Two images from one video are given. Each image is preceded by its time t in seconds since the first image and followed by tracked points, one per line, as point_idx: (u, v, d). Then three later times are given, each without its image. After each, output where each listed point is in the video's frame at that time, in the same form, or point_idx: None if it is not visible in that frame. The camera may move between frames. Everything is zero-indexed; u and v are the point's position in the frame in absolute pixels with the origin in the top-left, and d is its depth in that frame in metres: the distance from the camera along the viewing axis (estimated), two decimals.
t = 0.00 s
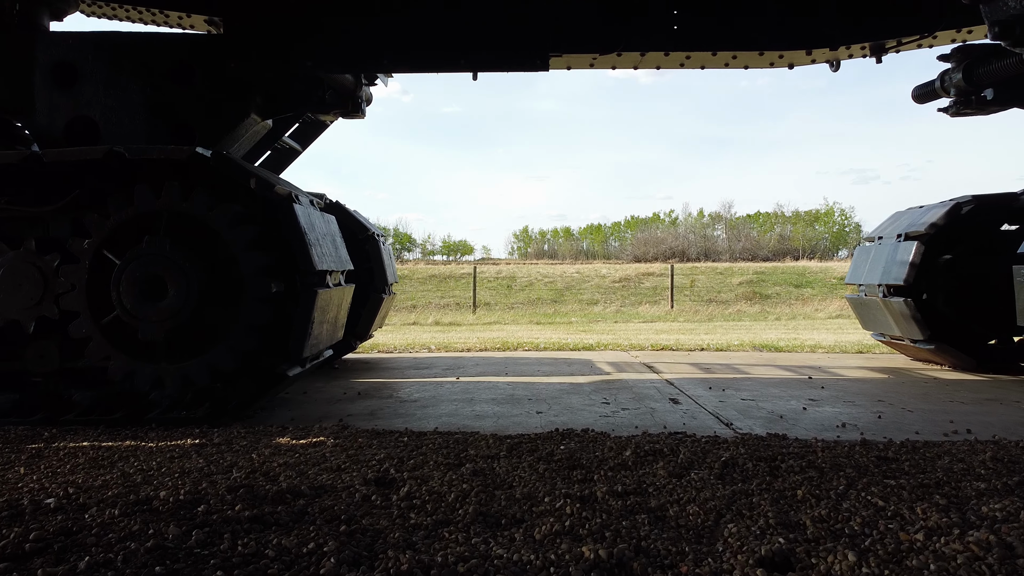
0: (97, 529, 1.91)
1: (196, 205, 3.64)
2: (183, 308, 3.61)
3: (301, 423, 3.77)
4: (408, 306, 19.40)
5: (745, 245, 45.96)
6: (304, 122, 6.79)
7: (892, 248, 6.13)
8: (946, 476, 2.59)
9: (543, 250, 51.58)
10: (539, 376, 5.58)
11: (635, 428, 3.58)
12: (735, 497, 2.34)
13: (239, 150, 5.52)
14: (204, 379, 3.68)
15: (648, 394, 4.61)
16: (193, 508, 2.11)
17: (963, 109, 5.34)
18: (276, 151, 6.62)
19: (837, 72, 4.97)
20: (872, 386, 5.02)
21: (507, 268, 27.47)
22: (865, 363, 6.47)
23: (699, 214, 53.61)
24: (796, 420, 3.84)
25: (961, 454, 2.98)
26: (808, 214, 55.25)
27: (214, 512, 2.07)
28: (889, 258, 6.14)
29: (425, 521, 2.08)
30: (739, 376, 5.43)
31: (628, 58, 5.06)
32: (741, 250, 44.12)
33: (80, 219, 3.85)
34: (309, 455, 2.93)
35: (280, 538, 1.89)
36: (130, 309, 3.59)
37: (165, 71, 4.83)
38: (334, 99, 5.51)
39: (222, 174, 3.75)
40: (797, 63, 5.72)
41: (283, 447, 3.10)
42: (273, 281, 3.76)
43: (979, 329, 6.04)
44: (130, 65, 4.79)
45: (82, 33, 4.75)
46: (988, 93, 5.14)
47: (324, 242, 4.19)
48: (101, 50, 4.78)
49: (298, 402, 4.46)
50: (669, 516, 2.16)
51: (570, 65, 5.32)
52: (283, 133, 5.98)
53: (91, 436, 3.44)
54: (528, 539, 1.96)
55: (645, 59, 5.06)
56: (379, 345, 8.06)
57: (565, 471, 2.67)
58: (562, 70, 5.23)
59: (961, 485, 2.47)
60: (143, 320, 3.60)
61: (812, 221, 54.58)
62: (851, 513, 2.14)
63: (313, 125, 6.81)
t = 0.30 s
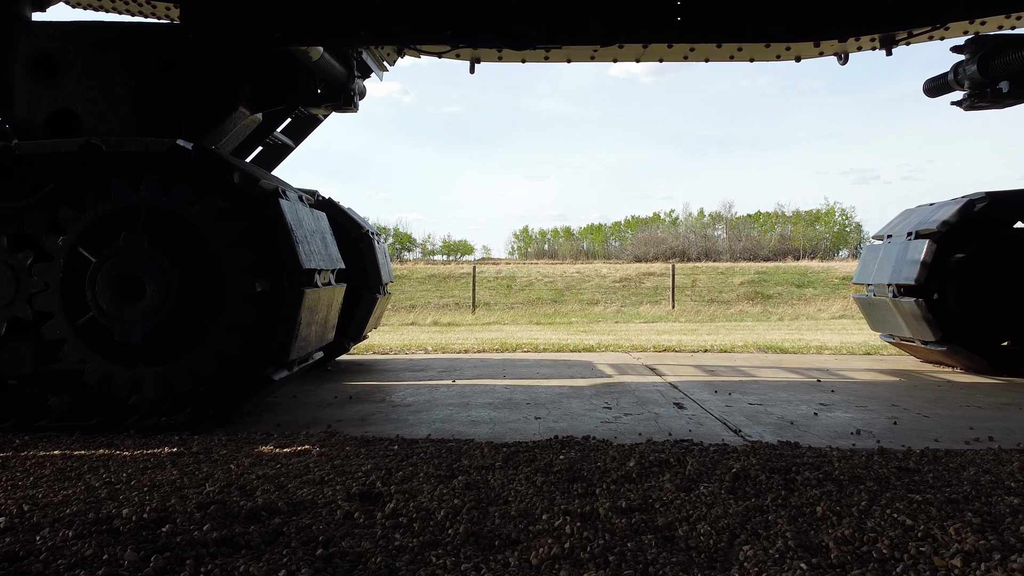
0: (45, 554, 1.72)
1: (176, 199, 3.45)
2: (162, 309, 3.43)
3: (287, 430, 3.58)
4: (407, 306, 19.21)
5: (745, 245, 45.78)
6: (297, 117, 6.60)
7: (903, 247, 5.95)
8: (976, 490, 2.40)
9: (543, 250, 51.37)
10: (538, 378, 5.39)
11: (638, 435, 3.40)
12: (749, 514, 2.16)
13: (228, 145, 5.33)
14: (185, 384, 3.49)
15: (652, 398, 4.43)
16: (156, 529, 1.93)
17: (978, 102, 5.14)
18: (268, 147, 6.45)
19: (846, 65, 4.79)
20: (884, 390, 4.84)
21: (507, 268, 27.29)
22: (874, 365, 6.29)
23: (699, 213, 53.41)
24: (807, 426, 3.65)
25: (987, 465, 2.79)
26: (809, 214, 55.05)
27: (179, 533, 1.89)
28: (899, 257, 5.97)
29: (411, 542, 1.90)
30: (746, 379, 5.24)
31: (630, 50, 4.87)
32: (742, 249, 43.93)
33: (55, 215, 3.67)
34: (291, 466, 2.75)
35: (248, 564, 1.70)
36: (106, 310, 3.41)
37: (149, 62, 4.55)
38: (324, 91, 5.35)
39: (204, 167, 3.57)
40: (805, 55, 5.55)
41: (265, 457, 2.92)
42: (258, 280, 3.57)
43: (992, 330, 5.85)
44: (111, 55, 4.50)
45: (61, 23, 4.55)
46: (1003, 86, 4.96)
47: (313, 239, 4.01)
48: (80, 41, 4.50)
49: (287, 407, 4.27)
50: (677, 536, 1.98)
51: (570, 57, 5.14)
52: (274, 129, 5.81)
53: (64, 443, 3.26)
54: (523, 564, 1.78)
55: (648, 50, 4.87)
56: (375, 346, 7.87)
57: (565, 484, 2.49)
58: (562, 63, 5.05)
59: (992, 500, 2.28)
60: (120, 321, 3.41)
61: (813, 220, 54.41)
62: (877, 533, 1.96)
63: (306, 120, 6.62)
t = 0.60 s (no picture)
0: None
1: (152, 193, 3.25)
2: (138, 309, 3.23)
3: (271, 437, 3.39)
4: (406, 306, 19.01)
5: (746, 244, 45.60)
6: (288, 111, 6.40)
7: (914, 245, 5.76)
8: (1014, 507, 2.21)
9: (543, 249, 51.16)
10: (537, 381, 5.19)
11: (643, 443, 3.20)
12: (768, 536, 1.96)
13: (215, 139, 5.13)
14: (162, 388, 3.29)
15: (656, 403, 4.23)
16: (110, 557, 1.73)
17: (995, 93, 4.94)
18: (259, 141, 6.26)
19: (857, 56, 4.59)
20: (897, 393, 4.64)
21: (507, 267, 27.08)
22: (884, 367, 6.09)
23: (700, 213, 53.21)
24: (822, 433, 3.46)
25: (1020, 478, 2.60)
26: (810, 214, 54.85)
27: (135, 562, 1.69)
28: (910, 255, 5.77)
29: (393, 571, 1.70)
30: (753, 382, 5.04)
31: (633, 40, 4.65)
32: (742, 249, 43.71)
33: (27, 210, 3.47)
34: (270, 479, 2.55)
35: None
36: (78, 311, 3.21)
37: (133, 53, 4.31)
38: (316, 84, 5.07)
39: (183, 159, 3.37)
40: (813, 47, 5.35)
41: (244, 469, 2.72)
42: (240, 279, 3.37)
43: (1008, 331, 5.65)
44: (95, 46, 4.26)
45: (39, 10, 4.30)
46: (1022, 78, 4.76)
47: (300, 236, 3.81)
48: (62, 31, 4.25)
49: (273, 412, 4.07)
50: (690, 563, 1.78)
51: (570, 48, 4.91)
52: (264, 123, 5.61)
53: (33, 453, 3.06)
54: None
55: (652, 41, 4.66)
56: (370, 347, 7.68)
57: (566, 500, 2.29)
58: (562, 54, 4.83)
59: None
60: (93, 322, 3.21)
61: (814, 220, 54.24)
62: (912, 560, 1.76)
63: (298, 115, 6.42)
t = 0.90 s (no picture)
0: None
1: (126, 189, 3.05)
2: (110, 313, 3.03)
3: (252, 449, 3.19)
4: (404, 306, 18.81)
5: (747, 244, 45.42)
6: (279, 106, 6.20)
7: (927, 245, 5.56)
8: None
9: (543, 249, 50.97)
10: (536, 387, 4.99)
11: (649, 456, 3.00)
12: (791, 569, 1.76)
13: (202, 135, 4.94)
14: (137, 396, 3.10)
15: (661, 410, 4.03)
16: None
17: (1013, 87, 4.74)
18: (249, 138, 6.08)
19: (869, 49, 4.40)
20: (912, 400, 4.44)
21: (507, 267, 26.88)
22: (895, 371, 5.89)
23: (700, 213, 53.02)
24: (838, 444, 3.25)
25: None
26: (811, 214, 54.65)
27: None
28: (923, 255, 5.57)
29: None
30: (761, 388, 4.84)
31: (636, 32, 4.43)
32: (743, 249, 43.52)
33: None
34: (246, 499, 2.35)
35: None
36: (47, 314, 3.01)
37: (114, 43, 3.99)
38: (307, 78, 4.82)
39: (160, 153, 3.18)
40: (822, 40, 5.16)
41: (219, 486, 2.52)
42: (220, 280, 3.17)
43: None
44: (70, 35, 3.90)
45: None
46: None
47: (286, 235, 3.62)
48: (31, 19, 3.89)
49: (258, 421, 3.87)
50: None
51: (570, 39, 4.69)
52: (254, 118, 5.43)
53: None
54: None
55: (655, 33, 4.44)
56: (365, 349, 7.49)
57: (567, 524, 2.08)
58: (562, 47, 4.60)
59: None
60: (63, 327, 3.02)
61: (815, 220, 54.07)
62: None
63: (290, 110, 6.24)
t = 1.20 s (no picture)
0: None
1: (103, 186, 2.87)
2: (86, 317, 2.85)
3: (238, 460, 3.00)
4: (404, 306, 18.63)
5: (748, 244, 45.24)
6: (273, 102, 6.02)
7: (942, 244, 5.38)
8: None
9: (543, 249, 50.78)
10: (538, 391, 4.80)
11: (659, 469, 2.81)
12: None
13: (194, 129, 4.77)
14: (115, 405, 2.92)
15: (669, 417, 3.84)
16: None
17: None
18: (242, 134, 5.93)
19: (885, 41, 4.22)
20: (931, 406, 4.26)
21: (507, 267, 26.68)
22: (909, 375, 5.70)
23: (701, 213, 52.82)
24: (859, 455, 3.07)
25: None
26: (812, 213, 54.44)
27: None
28: (938, 255, 5.39)
29: None
30: (772, 393, 4.66)
31: (642, 22, 4.25)
32: (744, 249, 43.32)
33: None
34: (226, 519, 2.17)
35: None
36: (18, 318, 2.84)
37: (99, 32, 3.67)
38: (300, 72, 4.68)
39: (140, 147, 2.99)
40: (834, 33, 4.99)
41: (197, 504, 2.33)
42: (203, 282, 2.98)
43: None
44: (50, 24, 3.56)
45: None
46: None
47: (275, 234, 3.45)
48: (3, 7, 3.50)
49: (247, 429, 3.69)
50: None
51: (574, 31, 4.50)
52: (246, 114, 5.27)
53: None
54: None
55: (661, 25, 4.25)
56: (361, 351, 7.29)
57: (576, 550, 1.90)
58: (565, 39, 4.42)
59: None
60: (35, 332, 2.84)
61: (817, 220, 53.86)
62: None
63: (284, 106, 6.09)
